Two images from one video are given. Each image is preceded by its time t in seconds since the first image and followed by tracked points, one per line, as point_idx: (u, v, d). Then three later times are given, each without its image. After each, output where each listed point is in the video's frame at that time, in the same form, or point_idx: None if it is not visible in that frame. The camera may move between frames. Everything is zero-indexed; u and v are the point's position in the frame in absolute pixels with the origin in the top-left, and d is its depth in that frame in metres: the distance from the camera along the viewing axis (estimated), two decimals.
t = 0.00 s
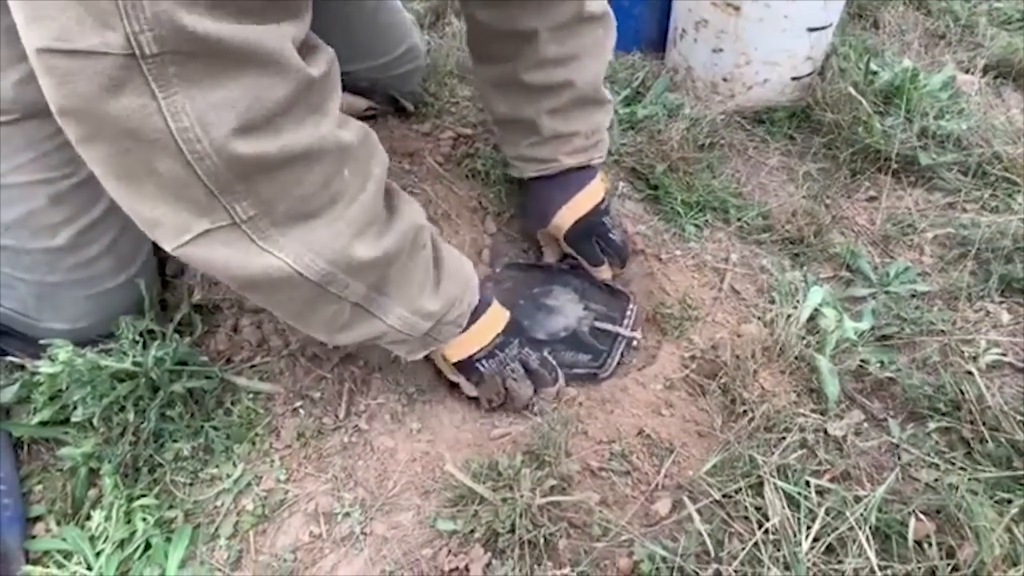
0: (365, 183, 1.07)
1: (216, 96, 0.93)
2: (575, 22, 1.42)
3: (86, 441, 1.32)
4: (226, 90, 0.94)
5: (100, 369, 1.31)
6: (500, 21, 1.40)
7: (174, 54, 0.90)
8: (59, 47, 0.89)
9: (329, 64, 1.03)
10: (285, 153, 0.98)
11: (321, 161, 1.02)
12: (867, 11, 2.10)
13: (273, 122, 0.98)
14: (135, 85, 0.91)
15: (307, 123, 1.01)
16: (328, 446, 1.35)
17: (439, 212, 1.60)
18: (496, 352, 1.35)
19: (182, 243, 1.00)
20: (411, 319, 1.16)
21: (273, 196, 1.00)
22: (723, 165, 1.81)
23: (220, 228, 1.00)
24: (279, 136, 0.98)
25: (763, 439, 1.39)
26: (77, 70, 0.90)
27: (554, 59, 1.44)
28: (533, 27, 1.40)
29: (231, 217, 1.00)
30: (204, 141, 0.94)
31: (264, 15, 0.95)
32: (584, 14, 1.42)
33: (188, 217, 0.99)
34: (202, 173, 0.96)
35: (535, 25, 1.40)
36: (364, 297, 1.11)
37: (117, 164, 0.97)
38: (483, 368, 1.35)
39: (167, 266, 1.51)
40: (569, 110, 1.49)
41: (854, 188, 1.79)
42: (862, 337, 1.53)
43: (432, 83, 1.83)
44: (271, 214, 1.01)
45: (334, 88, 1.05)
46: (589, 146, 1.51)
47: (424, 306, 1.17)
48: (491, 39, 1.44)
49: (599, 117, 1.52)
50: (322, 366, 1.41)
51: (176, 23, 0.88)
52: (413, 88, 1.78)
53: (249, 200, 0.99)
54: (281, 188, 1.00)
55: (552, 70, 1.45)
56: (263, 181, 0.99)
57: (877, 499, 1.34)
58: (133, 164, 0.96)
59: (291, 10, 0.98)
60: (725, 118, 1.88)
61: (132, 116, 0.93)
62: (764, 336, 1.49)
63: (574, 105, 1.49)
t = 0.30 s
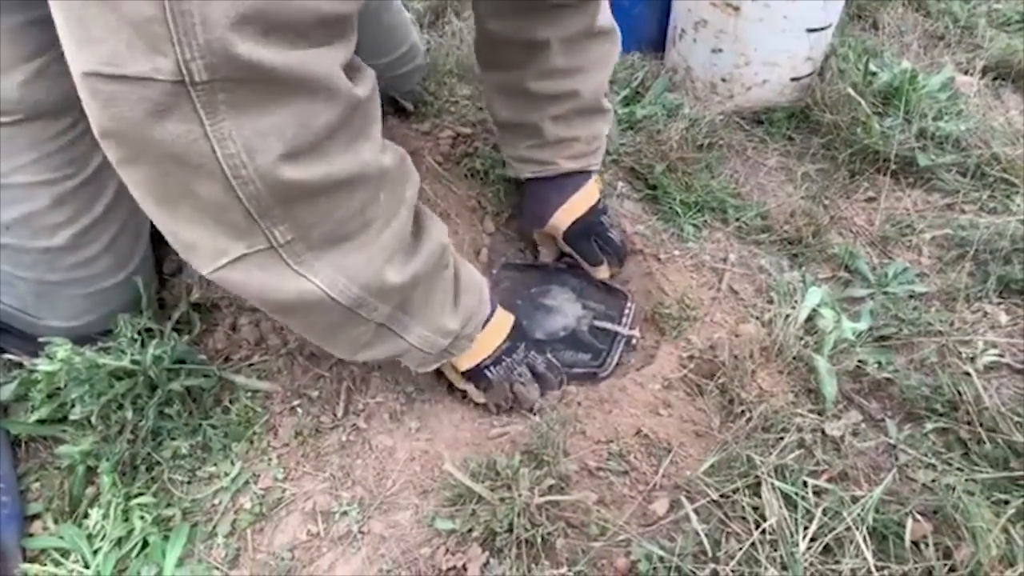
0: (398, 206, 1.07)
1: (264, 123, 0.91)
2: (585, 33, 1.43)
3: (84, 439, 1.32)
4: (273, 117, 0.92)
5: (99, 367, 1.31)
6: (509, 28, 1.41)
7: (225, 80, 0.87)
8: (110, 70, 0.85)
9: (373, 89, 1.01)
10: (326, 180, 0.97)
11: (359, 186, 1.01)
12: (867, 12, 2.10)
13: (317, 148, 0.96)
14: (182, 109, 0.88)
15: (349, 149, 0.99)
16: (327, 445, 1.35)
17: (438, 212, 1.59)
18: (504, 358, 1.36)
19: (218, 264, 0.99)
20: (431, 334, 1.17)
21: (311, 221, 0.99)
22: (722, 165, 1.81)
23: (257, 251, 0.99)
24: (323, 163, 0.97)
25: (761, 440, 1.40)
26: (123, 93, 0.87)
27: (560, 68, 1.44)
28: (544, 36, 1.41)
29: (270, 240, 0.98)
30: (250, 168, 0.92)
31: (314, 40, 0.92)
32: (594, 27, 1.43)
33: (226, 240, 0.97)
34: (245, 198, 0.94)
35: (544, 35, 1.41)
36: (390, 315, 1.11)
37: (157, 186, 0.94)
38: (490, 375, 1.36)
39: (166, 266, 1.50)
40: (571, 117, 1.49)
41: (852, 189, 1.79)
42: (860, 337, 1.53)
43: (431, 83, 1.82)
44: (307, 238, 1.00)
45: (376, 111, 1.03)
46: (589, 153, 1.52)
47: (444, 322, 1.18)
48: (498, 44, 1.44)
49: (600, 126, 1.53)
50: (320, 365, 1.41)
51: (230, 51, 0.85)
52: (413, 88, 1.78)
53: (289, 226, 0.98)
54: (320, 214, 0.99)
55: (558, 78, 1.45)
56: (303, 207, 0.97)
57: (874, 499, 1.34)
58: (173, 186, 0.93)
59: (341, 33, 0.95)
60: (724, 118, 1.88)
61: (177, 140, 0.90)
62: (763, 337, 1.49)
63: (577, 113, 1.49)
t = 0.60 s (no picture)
0: (447, 266, 1.08)
1: (348, 199, 0.90)
2: (616, 53, 1.44)
3: (82, 439, 1.32)
4: (357, 193, 0.90)
5: (97, 367, 1.31)
6: (544, 37, 1.42)
7: (321, 159, 0.85)
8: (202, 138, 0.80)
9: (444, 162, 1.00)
10: (392, 248, 0.97)
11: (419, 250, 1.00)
12: (866, 16, 2.10)
13: (390, 218, 0.95)
14: (270, 182, 0.84)
15: (416, 218, 0.98)
16: (325, 446, 1.35)
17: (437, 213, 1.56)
18: (505, 364, 1.34)
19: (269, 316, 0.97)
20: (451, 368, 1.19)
21: (368, 282, 0.98)
22: (721, 169, 1.81)
23: (311, 307, 0.98)
24: (393, 233, 0.96)
25: (759, 443, 1.40)
26: (213, 162, 0.82)
27: (583, 83, 1.45)
28: (574, 50, 1.42)
29: (327, 299, 0.97)
30: (328, 241, 0.90)
31: (406, 118, 0.91)
32: (625, 52, 1.44)
33: (284, 296, 0.96)
34: (315, 265, 0.92)
35: (575, 50, 1.42)
36: (420, 359, 1.13)
37: (224, 244, 0.90)
38: (491, 382, 1.34)
39: (164, 266, 1.50)
40: (584, 129, 1.50)
41: (851, 192, 1.80)
42: (858, 342, 1.53)
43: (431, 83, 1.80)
44: (359, 295, 0.99)
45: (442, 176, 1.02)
46: (592, 165, 1.53)
47: (465, 355, 1.20)
48: (529, 49, 1.45)
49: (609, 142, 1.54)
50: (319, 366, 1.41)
51: (336, 137, 0.83)
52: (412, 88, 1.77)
53: (350, 288, 0.97)
54: (381, 277, 0.99)
55: (580, 93, 1.46)
56: (365, 271, 0.97)
57: (871, 503, 1.34)
58: (240, 246, 0.90)
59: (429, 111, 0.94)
60: (724, 121, 1.88)
61: (260, 212, 0.86)
62: (761, 340, 1.50)
63: (590, 127, 1.50)
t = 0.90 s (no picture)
0: (448, 256, 1.07)
1: (354, 183, 0.89)
2: (608, 57, 1.43)
3: (79, 440, 1.32)
4: (363, 178, 0.89)
5: (95, 368, 1.30)
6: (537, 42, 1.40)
7: (327, 143, 0.84)
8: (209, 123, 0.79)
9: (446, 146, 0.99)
10: (399, 237, 0.96)
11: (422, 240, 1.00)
12: (864, 21, 2.11)
13: (395, 204, 0.95)
14: (277, 167, 0.84)
15: (419, 207, 0.98)
16: (322, 448, 1.35)
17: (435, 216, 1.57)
18: (503, 366, 1.36)
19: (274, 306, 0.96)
20: (453, 365, 1.20)
21: (374, 274, 0.98)
22: (719, 173, 1.82)
23: (315, 297, 0.97)
24: (397, 219, 0.96)
25: (755, 448, 1.40)
26: (221, 147, 0.81)
27: (578, 87, 1.44)
28: (568, 55, 1.41)
29: (331, 288, 0.96)
30: (334, 227, 0.90)
31: (410, 102, 0.90)
32: (618, 53, 1.43)
33: (289, 285, 0.95)
34: (320, 252, 0.92)
35: (568, 54, 1.41)
36: (421, 352, 1.12)
37: (230, 231, 0.89)
38: (490, 385, 1.35)
39: (162, 268, 1.50)
40: (580, 133, 1.50)
41: (848, 198, 1.80)
42: (855, 346, 1.53)
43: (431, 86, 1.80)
44: (366, 288, 0.99)
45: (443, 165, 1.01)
46: (589, 169, 1.53)
47: (466, 354, 1.20)
48: (522, 55, 1.44)
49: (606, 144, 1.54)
50: (316, 368, 1.41)
51: (343, 119, 0.82)
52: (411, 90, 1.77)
53: (354, 277, 0.96)
54: (385, 265, 0.98)
55: (575, 96, 1.45)
56: (371, 262, 0.97)
57: (867, 508, 1.35)
58: (247, 233, 0.90)
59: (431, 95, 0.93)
60: (722, 126, 1.89)
61: (266, 198, 0.85)
62: (758, 345, 1.50)
63: (586, 130, 1.50)
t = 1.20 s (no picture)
0: (379, 145, 1.02)
1: (226, 26, 0.88)
2: (554, 29, 1.40)
3: (74, 444, 1.31)
4: (240, 23, 0.88)
5: (91, 371, 1.30)
6: (478, 22, 1.37)
7: None
8: None
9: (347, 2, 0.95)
10: (298, 95, 0.93)
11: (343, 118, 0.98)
12: (860, 25, 2.11)
13: (288, 58, 0.92)
14: (149, 14, 0.86)
15: (320, 65, 0.95)
16: (317, 452, 1.35)
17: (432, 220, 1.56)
18: (488, 357, 1.35)
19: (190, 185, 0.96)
20: (414, 297, 1.14)
21: (283, 141, 0.96)
22: (716, 177, 1.82)
23: (232, 172, 0.96)
24: (297, 74, 0.93)
25: (752, 451, 1.40)
26: None
27: (533, 64, 1.42)
28: (512, 29, 1.38)
29: (244, 159, 0.96)
30: (221, 74, 0.89)
31: None
32: (562, 18, 1.40)
33: (205, 158, 0.95)
34: (216, 107, 0.91)
35: (512, 30, 1.38)
36: (370, 268, 1.08)
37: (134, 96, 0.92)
38: (474, 373, 1.35)
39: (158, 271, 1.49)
40: (551, 115, 1.47)
41: (844, 201, 1.81)
42: (851, 349, 1.53)
43: (428, 90, 1.80)
44: (283, 161, 0.97)
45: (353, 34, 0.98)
46: (568, 151, 1.50)
47: (428, 286, 1.14)
48: (467, 41, 1.41)
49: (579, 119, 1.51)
50: (313, 371, 1.41)
51: None
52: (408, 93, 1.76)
53: (261, 142, 0.95)
54: (294, 129, 0.96)
55: (532, 73, 1.43)
56: (273, 120, 0.95)
57: (863, 512, 1.35)
58: (149, 95, 0.92)
59: None
60: (718, 130, 1.89)
61: (148, 46, 0.88)
62: (754, 348, 1.50)
63: (554, 109, 1.47)
